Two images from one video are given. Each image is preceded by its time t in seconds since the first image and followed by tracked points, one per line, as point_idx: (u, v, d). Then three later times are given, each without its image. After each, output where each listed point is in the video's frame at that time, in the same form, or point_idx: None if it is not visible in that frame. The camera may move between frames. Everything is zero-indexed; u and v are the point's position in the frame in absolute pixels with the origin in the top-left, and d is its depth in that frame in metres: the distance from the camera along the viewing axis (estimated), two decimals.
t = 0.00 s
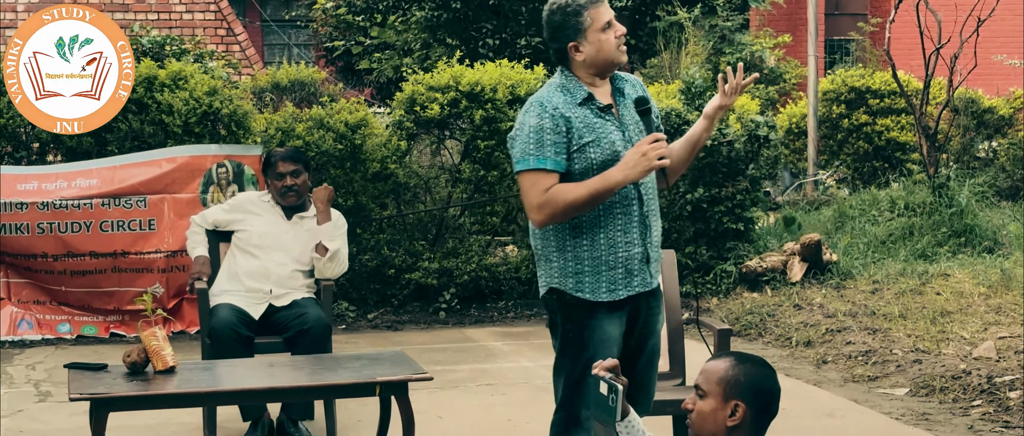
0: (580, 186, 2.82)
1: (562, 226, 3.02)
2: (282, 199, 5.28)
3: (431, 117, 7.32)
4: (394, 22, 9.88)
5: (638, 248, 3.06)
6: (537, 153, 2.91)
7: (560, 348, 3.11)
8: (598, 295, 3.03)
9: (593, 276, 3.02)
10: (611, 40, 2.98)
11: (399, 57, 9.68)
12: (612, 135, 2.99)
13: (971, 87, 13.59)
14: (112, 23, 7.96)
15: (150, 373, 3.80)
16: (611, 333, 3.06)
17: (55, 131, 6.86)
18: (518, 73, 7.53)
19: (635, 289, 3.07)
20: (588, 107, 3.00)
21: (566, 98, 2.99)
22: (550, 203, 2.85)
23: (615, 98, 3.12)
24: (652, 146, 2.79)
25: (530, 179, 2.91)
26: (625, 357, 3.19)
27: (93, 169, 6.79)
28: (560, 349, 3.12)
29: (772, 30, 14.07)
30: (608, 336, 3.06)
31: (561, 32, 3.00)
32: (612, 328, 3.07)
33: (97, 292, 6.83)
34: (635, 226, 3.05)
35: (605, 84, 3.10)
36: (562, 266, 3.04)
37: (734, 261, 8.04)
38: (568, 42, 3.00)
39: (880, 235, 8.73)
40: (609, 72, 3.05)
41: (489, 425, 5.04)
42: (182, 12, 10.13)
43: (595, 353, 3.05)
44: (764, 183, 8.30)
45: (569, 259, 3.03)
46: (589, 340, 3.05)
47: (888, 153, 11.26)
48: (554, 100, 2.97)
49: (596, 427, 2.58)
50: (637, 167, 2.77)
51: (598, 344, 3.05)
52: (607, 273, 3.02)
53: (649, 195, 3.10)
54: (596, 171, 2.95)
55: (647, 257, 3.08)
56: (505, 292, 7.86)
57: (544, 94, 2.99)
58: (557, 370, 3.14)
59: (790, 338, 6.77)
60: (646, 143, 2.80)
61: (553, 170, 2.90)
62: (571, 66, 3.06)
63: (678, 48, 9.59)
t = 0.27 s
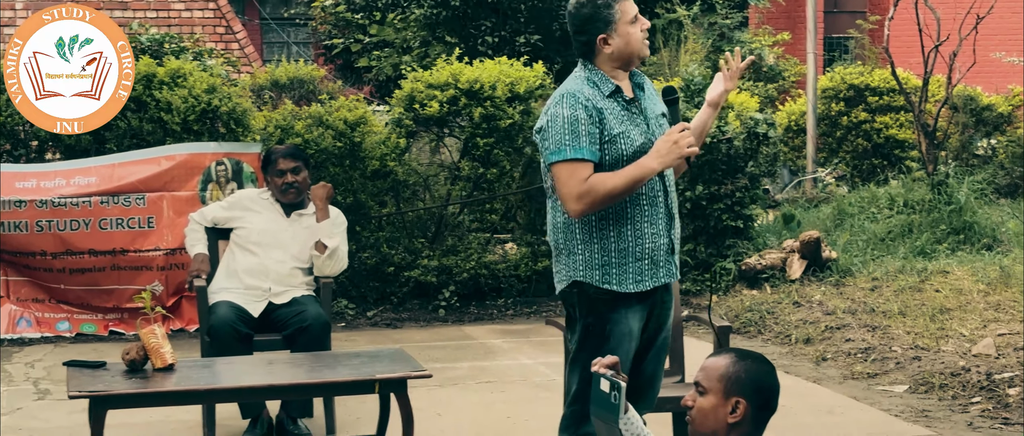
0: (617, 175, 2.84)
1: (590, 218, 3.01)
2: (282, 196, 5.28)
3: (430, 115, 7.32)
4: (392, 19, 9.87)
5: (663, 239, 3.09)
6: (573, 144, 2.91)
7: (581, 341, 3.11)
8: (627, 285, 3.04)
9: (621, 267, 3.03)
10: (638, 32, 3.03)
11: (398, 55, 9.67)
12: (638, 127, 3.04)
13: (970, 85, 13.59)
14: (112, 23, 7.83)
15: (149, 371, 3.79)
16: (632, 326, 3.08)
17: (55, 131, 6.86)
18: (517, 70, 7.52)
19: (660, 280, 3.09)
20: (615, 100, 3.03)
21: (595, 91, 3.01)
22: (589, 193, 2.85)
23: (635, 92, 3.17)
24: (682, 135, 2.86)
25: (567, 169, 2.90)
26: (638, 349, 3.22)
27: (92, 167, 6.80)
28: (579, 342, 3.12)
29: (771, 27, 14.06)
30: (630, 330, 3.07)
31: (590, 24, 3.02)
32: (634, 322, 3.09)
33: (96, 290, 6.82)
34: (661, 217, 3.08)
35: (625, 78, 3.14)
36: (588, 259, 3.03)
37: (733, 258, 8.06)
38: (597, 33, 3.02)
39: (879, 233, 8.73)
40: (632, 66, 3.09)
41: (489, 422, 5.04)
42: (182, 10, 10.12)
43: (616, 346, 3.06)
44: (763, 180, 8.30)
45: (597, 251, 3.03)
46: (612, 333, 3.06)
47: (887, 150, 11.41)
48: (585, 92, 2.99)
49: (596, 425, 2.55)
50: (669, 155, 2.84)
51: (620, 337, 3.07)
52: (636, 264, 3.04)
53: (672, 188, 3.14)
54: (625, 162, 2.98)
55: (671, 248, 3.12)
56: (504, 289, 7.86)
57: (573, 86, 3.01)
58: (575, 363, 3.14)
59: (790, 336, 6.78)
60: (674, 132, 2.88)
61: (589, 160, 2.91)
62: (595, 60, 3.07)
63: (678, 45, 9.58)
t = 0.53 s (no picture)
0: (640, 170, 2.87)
1: (605, 211, 3.02)
2: (281, 194, 5.26)
3: (427, 114, 7.31)
4: (389, 17, 9.86)
5: (672, 237, 3.11)
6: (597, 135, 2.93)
7: (589, 334, 3.11)
8: (636, 280, 3.04)
9: (632, 261, 3.04)
10: (668, 34, 3.06)
11: (394, 54, 9.66)
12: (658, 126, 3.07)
13: (967, 83, 13.60)
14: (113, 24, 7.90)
15: (146, 370, 3.78)
16: (641, 321, 3.08)
17: (55, 131, 6.85)
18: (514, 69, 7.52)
19: (668, 277, 3.11)
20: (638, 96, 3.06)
21: (620, 86, 3.04)
22: (612, 185, 2.87)
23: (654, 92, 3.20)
24: (703, 138, 2.90)
25: (590, 161, 2.91)
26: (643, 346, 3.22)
27: (89, 165, 6.78)
28: (587, 334, 3.11)
29: (768, 25, 14.06)
30: (639, 325, 3.08)
31: (622, 19, 3.04)
32: (642, 317, 3.09)
33: (92, 288, 6.81)
34: (670, 216, 3.10)
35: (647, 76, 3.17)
36: (599, 251, 3.04)
37: (731, 256, 8.05)
38: (629, 30, 3.05)
39: (876, 231, 8.73)
40: (657, 65, 3.12)
41: (486, 421, 5.03)
42: (178, 9, 10.11)
43: (625, 340, 3.06)
44: (760, 179, 8.29)
45: (609, 244, 3.03)
46: (620, 327, 3.06)
47: (884, 149, 11.41)
48: (612, 86, 3.01)
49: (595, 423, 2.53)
50: (689, 158, 2.88)
51: (628, 332, 3.07)
52: (646, 259, 3.05)
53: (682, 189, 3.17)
54: (644, 158, 3.01)
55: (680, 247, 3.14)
56: (501, 287, 7.85)
57: (600, 79, 3.02)
58: (581, 356, 3.14)
59: (787, 334, 6.78)
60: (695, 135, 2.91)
61: (613, 152, 2.93)
62: (622, 56, 3.10)
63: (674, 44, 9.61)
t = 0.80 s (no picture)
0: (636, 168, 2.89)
1: (604, 206, 3.05)
2: (283, 194, 5.25)
3: (428, 114, 7.30)
4: (390, 18, 9.85)
5: (674, 236, 3.09)
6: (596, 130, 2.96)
7: (591, 330, 3.11)
8: (634, 276, 3.04)
9: (630, 257, 3.04)
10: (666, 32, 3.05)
11: (395, 54, 9.65)
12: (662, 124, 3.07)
13: (968, 83, 13.59)
14: (112, 24, 7.96)
15: (146, 370, 3.78)
16: (642, 318, 3.06)
17: (55, 131, 6.84)
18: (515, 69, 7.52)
19: (669, 275, 3.10)
20: (643, 94, 3.07)
21: (624, 83, 3.05)
22: (606, 180, 2.91)
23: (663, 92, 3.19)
24: (704, 144, 2.88)
25: (586, 154, 2.96)
26: (649, 346, 3.21)
27: (89, 166, 6.78)
28: (588, 331, 3.12)
29: (769, 26, 14.05)
30: (640, 322, 3.06)
31: (622, 16, 3.06)
32: (644, 315, 3.07)
33: (93, 289, 6.80)
34: (673, 215, 3.10)
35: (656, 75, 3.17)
36: (598, 246, 3.06)
37: (732, 256, 8.04)
38: (626, 27, 3.06)
39: (877, 231, 8.72)
40: (663, 63, 3.12)
41: (487, 421, 5.03)
42: (179, 10, 10.10)
43: (624, 336, 3.06)
44: (762, 179, 8.29)
45: (608, 239, 3.05)
46: (620, 323, 3.06)
47: (885, 149, 11.42)
48: (615, 83, 3.03)
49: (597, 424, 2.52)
50: (687, 162, 2.87)
51: (629, 329, 3.06)
52: (644, 256, 3.05)
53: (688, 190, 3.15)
54: (644, 155, 3.02)
55: (682, 246, 3.12)
56: (502, 288, 7.85)
57: (604, 76, 3.05)
58: (584, 352, 3.14)
59: (788, 334, 6.77)
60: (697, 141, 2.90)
61: (610, 148, 2.96)
62: (627, 53, 3.11)
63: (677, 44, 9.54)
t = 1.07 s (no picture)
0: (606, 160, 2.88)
1: (590, 199, 3.05)
2: (286, 194, 5.24)
3: (431, 114, 7.31)
4: (393, 18, 9.85)
5: (662, 232, 3.05)
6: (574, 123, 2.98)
7: (580, 326, 3.11)
8: (618, 271, 3.02)
9: (615, 252, 3.03)
10: (649, 25, 3.02)
11: (399, 55, 9.64)
12: (650, 120, 3.03)
13: (972, 83, 13.57)
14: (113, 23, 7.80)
15: (149, 370, 3.78)
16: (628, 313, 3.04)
17: (55, 131, 6.83)
18: (518, 69, 7.52)
19: (655, 272, 3.05)
20: (631, 90, 3.05)
21: (612, 78, 3.04)
22: (577, 172, 2.91)
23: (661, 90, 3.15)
24: (681, 136, 2.84)
25: (561, 145, 2.98)
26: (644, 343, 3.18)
27: (92, 166, 6.79)
28: (578, 327, 3.12)
29: (772, 26, 14.04)
30: (626, 317, 3.04)
31: (608, 14, 3.09)
32: (630, 310, 3.05)
33: (96, 289, 6.80)
34: (663, 210, 3.05)
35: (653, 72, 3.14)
36: (584, 241, 3.06)
37: (735, 257, 8.05)
38: (611, 22, 3.07)
39: (881, 231, 8.71)
40: (654, 59, 3.09)
41: (490, 421, 5.02)
42: (182, 10, 10.09)
43: (609, 332, 3.04)
44: (765, 179, 8.28)
45: (594, 234, 3.05)
46: (606, 319, 3.05)
47: (889, 149, 11.40)
48: (599, 78, 3.03)
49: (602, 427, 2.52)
50: (661, 155, 2.82)
51: (614, 324, 3.04)
52: (628, 252, 3.03)
53: (682, 187, 3.09)
54: (626, 150, 2.99)
55: (673, 244, 3.06)
56: (505, 288, 7.85)
57: (591, 72, 3.06)
58: (576, 348, 3.14)
59: (791, 334, 6.76)
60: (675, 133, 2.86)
61: (584, 141, 2.96)
62: (620, 50, 3.11)
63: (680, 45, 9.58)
